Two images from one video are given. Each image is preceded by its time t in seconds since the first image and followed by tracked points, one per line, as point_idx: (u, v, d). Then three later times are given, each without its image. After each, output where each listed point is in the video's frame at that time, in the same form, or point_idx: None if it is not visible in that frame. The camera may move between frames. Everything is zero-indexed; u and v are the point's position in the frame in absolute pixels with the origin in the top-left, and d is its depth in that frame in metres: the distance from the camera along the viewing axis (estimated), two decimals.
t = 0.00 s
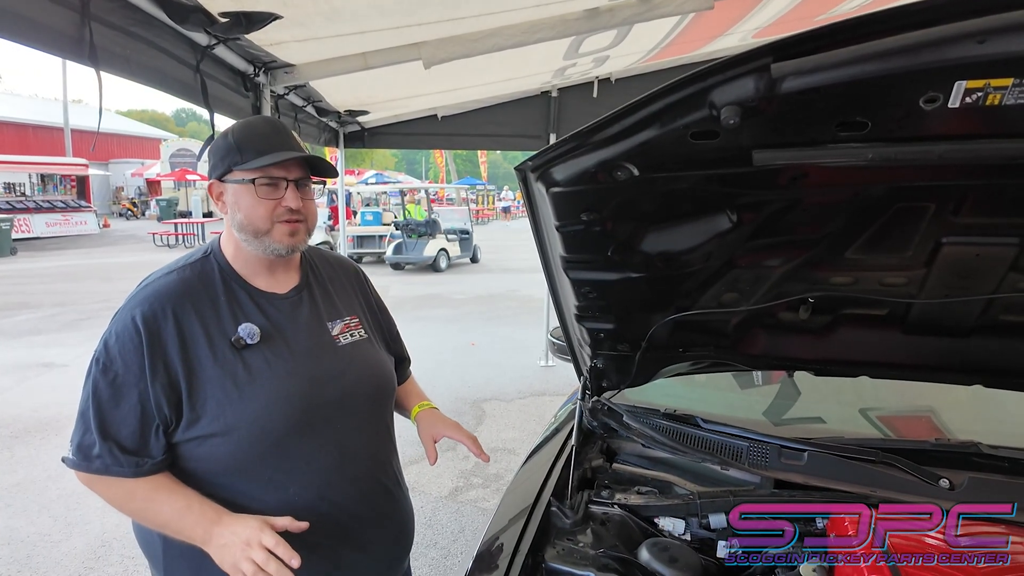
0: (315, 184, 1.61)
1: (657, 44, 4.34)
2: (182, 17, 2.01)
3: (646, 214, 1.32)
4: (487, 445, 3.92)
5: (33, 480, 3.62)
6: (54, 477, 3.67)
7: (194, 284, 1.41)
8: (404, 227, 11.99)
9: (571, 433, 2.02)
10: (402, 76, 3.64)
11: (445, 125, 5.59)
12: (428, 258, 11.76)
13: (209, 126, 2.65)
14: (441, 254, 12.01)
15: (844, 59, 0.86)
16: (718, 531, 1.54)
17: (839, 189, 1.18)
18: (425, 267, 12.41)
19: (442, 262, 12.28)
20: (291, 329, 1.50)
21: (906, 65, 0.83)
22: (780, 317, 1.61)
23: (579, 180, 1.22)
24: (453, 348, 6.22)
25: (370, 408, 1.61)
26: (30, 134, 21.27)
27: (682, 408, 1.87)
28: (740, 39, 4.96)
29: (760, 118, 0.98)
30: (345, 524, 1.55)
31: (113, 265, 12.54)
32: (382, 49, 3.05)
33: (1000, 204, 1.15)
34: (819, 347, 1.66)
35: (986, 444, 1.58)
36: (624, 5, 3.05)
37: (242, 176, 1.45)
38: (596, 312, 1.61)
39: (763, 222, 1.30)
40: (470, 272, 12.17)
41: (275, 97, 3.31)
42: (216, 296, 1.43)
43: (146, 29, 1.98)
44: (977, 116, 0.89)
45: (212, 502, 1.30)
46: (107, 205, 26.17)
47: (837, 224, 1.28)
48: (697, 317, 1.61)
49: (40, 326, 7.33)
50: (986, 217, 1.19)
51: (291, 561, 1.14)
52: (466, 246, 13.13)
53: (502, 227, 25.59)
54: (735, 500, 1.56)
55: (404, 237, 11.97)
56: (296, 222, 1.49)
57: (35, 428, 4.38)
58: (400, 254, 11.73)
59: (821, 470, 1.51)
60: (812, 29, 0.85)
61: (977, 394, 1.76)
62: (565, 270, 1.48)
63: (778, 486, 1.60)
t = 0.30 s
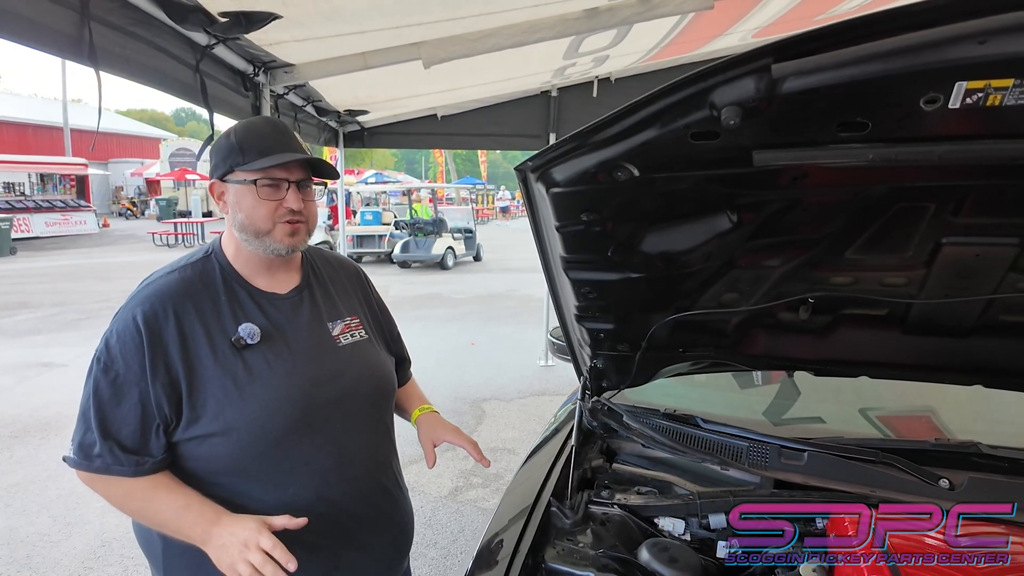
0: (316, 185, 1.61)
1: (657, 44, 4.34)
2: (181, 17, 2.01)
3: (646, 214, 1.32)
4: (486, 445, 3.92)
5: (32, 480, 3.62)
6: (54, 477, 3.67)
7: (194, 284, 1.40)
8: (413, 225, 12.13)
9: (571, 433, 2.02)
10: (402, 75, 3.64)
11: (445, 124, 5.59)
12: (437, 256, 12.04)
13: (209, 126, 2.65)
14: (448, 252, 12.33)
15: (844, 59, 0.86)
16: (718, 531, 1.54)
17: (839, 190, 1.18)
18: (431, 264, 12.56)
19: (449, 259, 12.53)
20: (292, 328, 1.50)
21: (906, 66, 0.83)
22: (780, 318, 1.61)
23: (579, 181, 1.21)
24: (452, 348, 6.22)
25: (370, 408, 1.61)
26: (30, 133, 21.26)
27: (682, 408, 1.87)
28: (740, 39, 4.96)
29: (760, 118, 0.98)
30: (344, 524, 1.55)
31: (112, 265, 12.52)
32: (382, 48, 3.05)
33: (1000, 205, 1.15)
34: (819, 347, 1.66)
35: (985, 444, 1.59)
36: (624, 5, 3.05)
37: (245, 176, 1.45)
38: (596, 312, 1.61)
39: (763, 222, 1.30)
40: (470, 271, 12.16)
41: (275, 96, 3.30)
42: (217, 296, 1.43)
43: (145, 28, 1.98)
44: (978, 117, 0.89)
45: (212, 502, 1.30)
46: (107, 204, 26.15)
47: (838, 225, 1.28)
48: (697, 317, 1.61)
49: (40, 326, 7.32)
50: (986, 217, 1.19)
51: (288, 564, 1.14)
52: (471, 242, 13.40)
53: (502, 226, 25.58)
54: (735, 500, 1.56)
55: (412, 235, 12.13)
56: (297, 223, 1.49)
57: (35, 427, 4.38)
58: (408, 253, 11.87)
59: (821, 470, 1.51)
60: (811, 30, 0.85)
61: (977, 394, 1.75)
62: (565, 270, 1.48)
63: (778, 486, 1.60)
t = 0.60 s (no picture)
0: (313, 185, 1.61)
1: (657, 43, 4.34)
2: (180, 16, 2.00)
3: (646, 214, 1.32)
4: (486, 445, 3.92)
5: (30, 480, 3.61)
6: (52, 477, 3.66)
7: (193, 284, 1.40)
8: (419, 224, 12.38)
9: (570, 433, 2.02)
10: (401, 74, 3.63)
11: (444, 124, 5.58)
12: (443, 254, 12.29)
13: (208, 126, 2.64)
14: (452, 251, 12.52)
15: (845, 58, 0.85)
16: (718, 531, 1.54)
17: (840, 189, 1.17)
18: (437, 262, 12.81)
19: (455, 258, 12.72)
20: (290, 328, 1.50)
21: (906, 65, 0.83)
22: (780, 317, 1.61)
23: (579, 181, 1.21)
24: (452, 347, 6.21)
25: (370, 409, 1.61)
26: (29, 132, 21.23)
27: (682, 408, 1.87)
28: (740, 38, 4.96)
29: (761, 118, 0.98)
30: (343, 524, 1.55)
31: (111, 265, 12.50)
32: (381, 48, 3.05)
33: (1000, 205, 1.15)
34: (818, 347, 1.66)
35: (985, 444, 1.58)
36: (624, 4, 3.05)
37: (241, 176, 1.44)
38: (595, 312, 1.61)
39: (764, 222, 1.30)
40: (469, 271, 12.16)
41: (275, 95, 3.29)
42: (215, 296, 1.42)
43: (144, 28, 1.97)
44: (978, 116, 0.89)
45: (211, 502, 1.30)
46: (106, 204, 26.12)
47: (838, 225, 1.28)
48: (696, 317, 1.61)
49: (38, 326, 7.30)
50: (986, 217, 1.19)
51: (288, 566, 1.14)
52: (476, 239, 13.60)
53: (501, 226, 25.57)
54: (735, 500, 1.56)
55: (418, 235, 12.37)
56: (293, 222, 1.48)
57: (33, 427, 4.37)
58: (413, 251, 12.09)
59: (821, 470, 1.51)
60: (812, 30, 0.85)
61: (977, 394, 1.75)
62: (564, 270, 1.48)
63: (777, 486, 1.60)
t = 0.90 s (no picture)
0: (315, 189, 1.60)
1: (656, 43, 4.34)
2: (178, 16, 1.99)
3: (645, 215, 1.31)
4: (485, 444, 3.92)
5: (28, 481, 3.60)
6: (51, 478, 3.65)
7: (190, 284, 1.40)
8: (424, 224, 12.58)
9: (569, 433, 2.01)
10: (400, 74, 3.62)
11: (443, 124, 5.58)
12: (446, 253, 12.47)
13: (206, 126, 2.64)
14: (455, 250, 12.68)
15: (847, 57, 0.85)
16: (717, 531, 1.54)
17: (839, 189, 1.17)
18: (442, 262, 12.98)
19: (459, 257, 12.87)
20: (288, 329, 1.50)
21: (906, 65, 0.83)
22: (779, 317, 1.61)
23: (578, 180, 1.21)
24: (450, 347, 6.20)
25: (368, 409, 1.61)
26: (27, 131, 21.20)
27: (681, 408, 1.87)
28: (738, 38, 4.96)
29: (760, 118, 0.98)
30: (342, 525, 1.54)
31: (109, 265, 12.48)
32: (380, 48, 3.04)
33: (999, 205, 1.15)
34: (818, 347, 1.66)
35: (984, 444, 1.58)
36: (623, 4, 3.05)
37: (250, 180, 1.41)
38: (595, 313, 1.60)
39: (763, 222, 1.30)
40: (469, 271, 12.16)
41: (273, 95, 3.29)
42: (213, 296, 1.42)
43: (142, 27, 1.97)
44: (978, 116, 0.88)
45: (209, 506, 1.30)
46: (104, 204, 26.09)
47: (838, 225, 1.28)
48: (695, 317, 1.61)
49: (37, 326, 7.28)
50: (985, 218, 1.19)
51: None
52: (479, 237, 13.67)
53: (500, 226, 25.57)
54: (734, 501, 1.56)
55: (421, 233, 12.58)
56: (300, 229, 1.48)
57: (31, 428, 4.36)
58: (417, 251, 12.36)
59: (820, 470, 1.51)
60: (811, 30, 0.84)
61: (976, 394, 1.75)
62: (563, 270, 1.48)
63: (776, 486, 1.60)
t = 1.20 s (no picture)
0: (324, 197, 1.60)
1: (655, 43, 4.35)
2: (176, 14, 1.98)
3: (644, 214, 1.31)
4: (485, 444, 3.92)
5: (27, 481, 3.59)
6: (49, 477, 3.64)
7: (192, 289, 1.39)
8: (426, 223, 12.67)
9: (569, 432, 2.01)
10: (399, 74, 3.62)
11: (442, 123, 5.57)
12: (448, 252, 12.56)
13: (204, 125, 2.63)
14: (457, 249, 12.78)
15: (847, 55, 0.85)
16: (717, 531, 1.53)
17: (839, 188, 1.17)
18: (443, 260, 13.06)
19: (459, 256, 12.95)
20: (290, 334, 1.49)
21: (907, 62, 0.82)
22: (778, 317, 1.61)
23: (578, 179, 1.20)
24: (449, 347, 6.19)
25: (367, 413, 1.61)
26: (26, 131, 21.18)
27: (681, 408, 1.87)
28: (737, 38, 4.97)
29: (760, 117, 0.97)
30: (342, 530, 1.54)
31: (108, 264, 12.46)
32: (379, 47, 3.04)
33: (998, 204, 1.14)
34: (817, 346, 1.66)
35: (984, 444, 1.58)
36: (621, 4, 3.06)
37: (284, 198, 1.41)
38: (594, 312, 1.60)
39: (763, 221, 1.30)
40: (468, 271, 12.16)
41: (272, 95, 3.28)
42: (215, 301, 1.41)
43: (140, 26, 1.96)
44: (978, 114, 0.88)
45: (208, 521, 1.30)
46: (103, 204, 26.09)
47: (837, 224, 1.28)
48: (695, 317, 1.61)
49: (35, 326, 7.27)
50: (985, 217, 1.19)
51: None
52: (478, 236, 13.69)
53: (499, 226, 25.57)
54: (734, 500, 1.55)
55: (423, 232, 12.67)
56: (324, 244, 1.52)
57: (29, 428, 4.35)
58: (419, 250, 12.46)
59: (819, 470, 1.50)
60: (811, 27, 0.84)
61: (975, 394, 1.75)
62: (562, 269, 1.48)
63: (776, 486, 1.60)
